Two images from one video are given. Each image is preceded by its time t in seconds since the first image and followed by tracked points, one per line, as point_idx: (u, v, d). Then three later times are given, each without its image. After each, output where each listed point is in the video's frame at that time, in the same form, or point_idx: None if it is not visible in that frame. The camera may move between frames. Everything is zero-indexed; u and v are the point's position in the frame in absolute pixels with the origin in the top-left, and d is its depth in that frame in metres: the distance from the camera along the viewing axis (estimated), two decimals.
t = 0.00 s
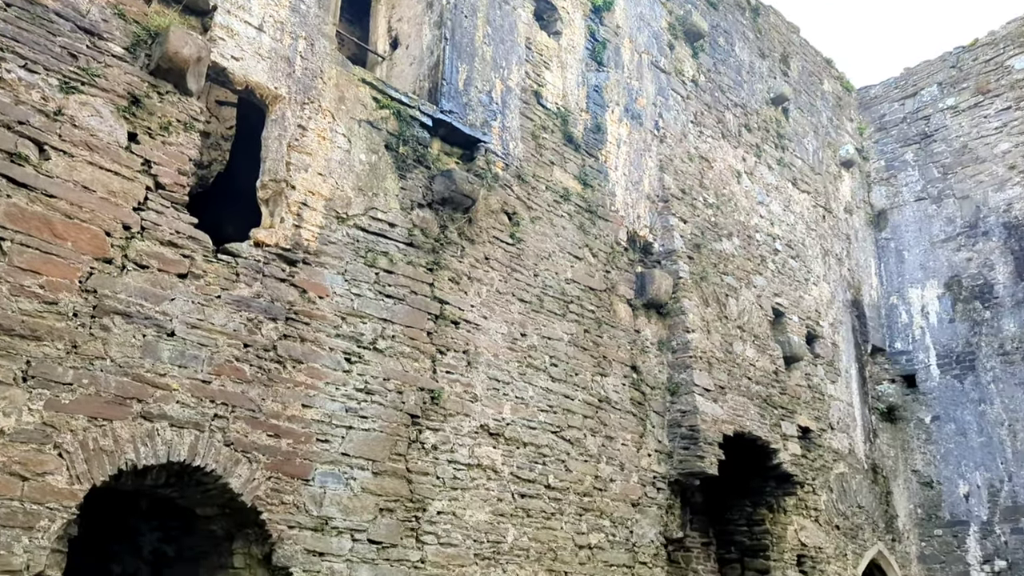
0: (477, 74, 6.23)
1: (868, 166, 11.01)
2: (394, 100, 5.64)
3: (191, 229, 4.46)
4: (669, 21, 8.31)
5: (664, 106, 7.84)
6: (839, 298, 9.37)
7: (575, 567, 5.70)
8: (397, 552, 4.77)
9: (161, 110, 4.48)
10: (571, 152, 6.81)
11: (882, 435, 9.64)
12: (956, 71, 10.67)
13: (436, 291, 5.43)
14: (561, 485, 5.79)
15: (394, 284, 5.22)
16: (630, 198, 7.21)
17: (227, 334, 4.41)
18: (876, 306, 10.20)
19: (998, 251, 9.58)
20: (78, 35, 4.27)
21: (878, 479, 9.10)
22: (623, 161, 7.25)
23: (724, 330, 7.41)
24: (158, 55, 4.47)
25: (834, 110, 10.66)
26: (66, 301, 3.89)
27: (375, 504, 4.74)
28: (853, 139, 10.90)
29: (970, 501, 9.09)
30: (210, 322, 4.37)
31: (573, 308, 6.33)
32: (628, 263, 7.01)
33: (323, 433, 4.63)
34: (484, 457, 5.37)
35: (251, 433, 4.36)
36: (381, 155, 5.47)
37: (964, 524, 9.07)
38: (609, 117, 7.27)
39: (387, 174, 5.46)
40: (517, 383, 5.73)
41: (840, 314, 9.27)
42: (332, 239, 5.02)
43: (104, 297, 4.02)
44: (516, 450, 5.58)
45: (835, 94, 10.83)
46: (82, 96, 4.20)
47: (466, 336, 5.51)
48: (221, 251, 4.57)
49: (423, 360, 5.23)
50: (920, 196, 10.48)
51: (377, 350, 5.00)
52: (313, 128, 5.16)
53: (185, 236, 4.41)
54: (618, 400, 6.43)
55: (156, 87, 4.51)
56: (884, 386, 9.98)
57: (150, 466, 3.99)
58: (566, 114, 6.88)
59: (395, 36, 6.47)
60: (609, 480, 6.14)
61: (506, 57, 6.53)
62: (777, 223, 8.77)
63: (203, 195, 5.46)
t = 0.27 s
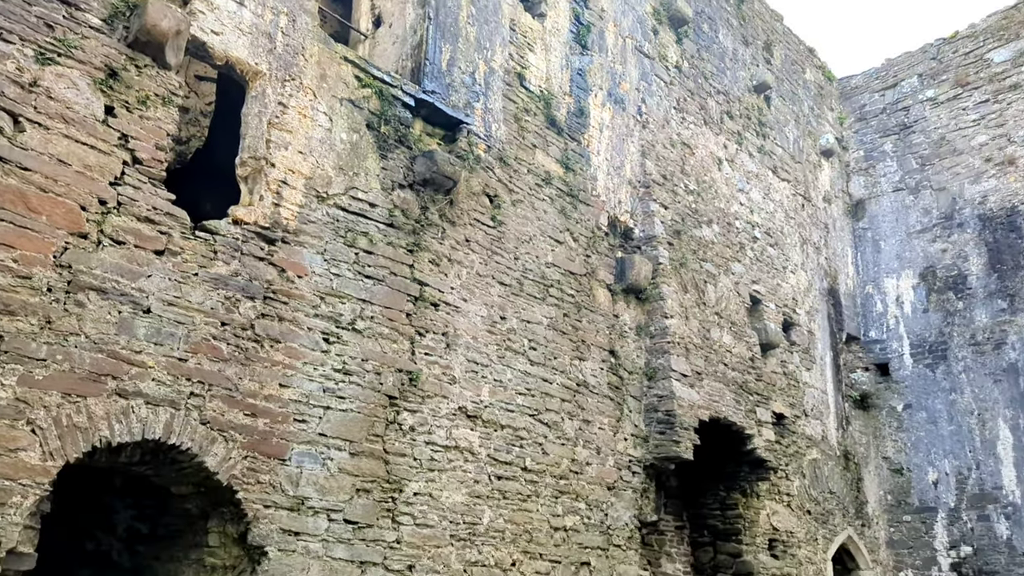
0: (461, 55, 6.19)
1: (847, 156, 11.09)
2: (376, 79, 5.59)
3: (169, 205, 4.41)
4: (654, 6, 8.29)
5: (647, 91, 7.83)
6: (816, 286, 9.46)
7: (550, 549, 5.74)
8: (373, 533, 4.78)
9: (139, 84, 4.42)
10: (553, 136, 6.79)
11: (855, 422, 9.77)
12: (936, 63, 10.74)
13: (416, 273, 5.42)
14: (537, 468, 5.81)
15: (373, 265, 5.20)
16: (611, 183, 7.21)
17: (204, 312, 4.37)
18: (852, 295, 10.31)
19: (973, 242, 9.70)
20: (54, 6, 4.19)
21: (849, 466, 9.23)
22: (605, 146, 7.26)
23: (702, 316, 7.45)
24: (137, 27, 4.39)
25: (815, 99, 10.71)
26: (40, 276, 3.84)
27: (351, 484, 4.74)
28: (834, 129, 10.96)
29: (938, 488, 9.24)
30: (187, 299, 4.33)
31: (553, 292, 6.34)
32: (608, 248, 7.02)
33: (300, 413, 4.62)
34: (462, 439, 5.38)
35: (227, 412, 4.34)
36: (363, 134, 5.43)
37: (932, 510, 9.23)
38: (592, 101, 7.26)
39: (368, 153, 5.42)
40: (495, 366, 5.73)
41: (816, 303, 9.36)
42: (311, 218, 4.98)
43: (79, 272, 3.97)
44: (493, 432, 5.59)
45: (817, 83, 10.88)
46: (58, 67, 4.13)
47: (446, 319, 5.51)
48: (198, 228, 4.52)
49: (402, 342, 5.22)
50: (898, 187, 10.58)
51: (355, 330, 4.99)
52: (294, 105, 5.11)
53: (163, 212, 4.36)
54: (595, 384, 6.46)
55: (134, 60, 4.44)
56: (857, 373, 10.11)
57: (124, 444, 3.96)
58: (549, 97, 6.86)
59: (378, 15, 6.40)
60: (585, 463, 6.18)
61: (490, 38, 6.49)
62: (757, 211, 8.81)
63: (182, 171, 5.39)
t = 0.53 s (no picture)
0: (447, 41, 6.16)
1: (830, 148, 11.15)
2: (361, 63, 5.55)
3: (150, 187, 4.37)
4: None
5: (633, 80, 7.82)
6: (797, 278, 9.52)
7: (530, 536, 5.76)
8: (353, 518, 4.78)
9: (120, 63, 4.36)
10: (539, 123, 6.78)
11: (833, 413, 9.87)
12: (919, 58, 10.80)
13: (399, 259, 5.40)
14: (518, 455, 5.83)
15: (356, 251, 5.18)
16: (596, 172, 7.21)
17: (185, 296, 4.34)
18: (832, 287, 10.39)
19: (952, 237, 9.79)
20: None
21: (827, 456, 9.33)
22: (590, 135, 7.25)
23: (684, 306, 7.49)
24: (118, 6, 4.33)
25: (800, 91, 10.75)
26: (18, 257, 3.79)
27: (332, 470, 4.74)
28: (818, 121, 11.01)
29: (913, 478, 9.35)
30: (168, 283, 4.29)
31: (536, 280, 6.34)
32: (591, 237, 7.03)
33: (281, 398, 4.60)
34: (443, 426, 5.39)
35: (207, 396, 4.31)
36: (347, 119, 5.39)
37: (907, 501, 9.35)
38: (578, 90, 7.25)
39: (352, 138, 5.38)
40: (478, 353, 5.74)
41: (797, 294, 9.42)
42: (294, 202, 4.95)
43: (58, 254, 3.93)
44: (475, 419, 5.60)
45: (801, 75, 10.92)
46: (37, 45, 4.07)
47: (429, 305, 5.50)
48: (180, 211, 4.48)
49: (384, 328, 5.20)
50: (880, 180, 10.65)
51: (337, 316, 4.97)
52: (278, 88, 5.06)
53: (144, 194, 4.32)
54: (577, 372, 6.48)
55: (116, 39, 4.38)
56: (836, 365, 10.20)
57: (103, 427, 3.93)
58: (535, 85, 6.84)
59: None
60: (566, 451, 6.20)
61: (476, 23, 6.45)
62: (740, 202, 8.85)
63: (163, 153, 5.34)
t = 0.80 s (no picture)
0: (433, 28, 6.12)
1: (814, 143, 11.21)
2: (346, 49, 5.51)
3: (131, 170, 4.32)
4: None
5: (619, 71, 7.81)
6: (778, 271, 9.58)
7: (510, 525, 5.78)
8: (333, 506, 4.77)
9: (101, 44, 4.30)
10: (524, 113, 6.76)
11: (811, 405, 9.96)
12: (903, 53, 10.86)
13: (382, 247, 5.38)
14: (500, 444, 5.84)
15: (340, 238, 5.15)
16: (581, 163, 7.21)
17: (165, 281, 4.30)
18: (813, 281, 10.47)
19: (932, 232, 9.88)
20: None
21: (805, 448, 9.42)
22: (575, 125, 7.25)
23: (666, 298, 7.52)
24: None
25: (784, 84, 10.79)
26: None
27: (313, 457, 4.72)
28: (802, 115, 11.06)
29: (890, 470, 9.46)
30: (148, 267, 4.25)
31: (519, 270, 6.34)
32: (575, 227, 7.04)
33: (262, 385, 4.58)
34: (425, 414, 5.39)
35: (187, 382, 4.28)
36: (331, 105, 5.36)
37: (883, 492, 9.46)
38: (564, 79, 7.24)
39: (336, 124, 5.35)
40: (460, 342, 5.73)
41: (779, 287, 9.48)
42: (277, 188, 4.92)
43: (36, 237, 3.88)
44: (457, 408, 5.60)
45: (786, 69, 10.95)
46: (16, 24, 4.00)
47: (411, 294, 5.49)
48: (160, 195, 4.44)
49: (366, 316, 5.19)
50: (862, 175, 10.72)
51: (319, 303, 4.95)
52: (262, 72, 5.01)
53: (124, 177, 4.27)
54: (560, 362, 6.49)
55: (96, 20, 4.32)
56: (816, 357, 10.29)
57: (81, 412, 3.90)
58: (521, 74, 6.82)
59: None
60: (547, 441, 6.22)
61: (463, 11, 6.41)
62: (724, 194, 8.88)
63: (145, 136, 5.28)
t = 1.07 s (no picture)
0: (420, 14, 6.08)
1: (799, 135, 11.25)
2: (332, 34, 5.47)
3: (113, 153, 4.27)
4: None
5: (606, 60, 7.79)
6: (762, 262, 9.62)
7: (492, 512, 5.80)
8: (316, 493, 4.76)
9: (83, 25, 4.25)
10: (511, 101, 6.74)
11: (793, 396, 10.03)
12: (888, 47, 10.90)
13: (367, 234, 5.35)
14: (483, 432, 5.85)
15: (324, 224, 5.12)
16: (567, 152, 7.20)
17: (147, 265, 4.27)
18: (797, 273, 10.53)
19: (914, 225, 9.95)
20: None
21: (786, 438, 9.49)
22: (562, 114, 7.23)
23: (651, 288, 7.54)
24: None
25: (771, 76, 10.81)
26: None
27: (295, 444, 4.71)
28: (787, 108, 11.10)
29: (869, 461, 9.56)
30: (130, 252, 4.22)
31: (505, 258, 6.33)
32: (561, 217, 7.03)
33: (245, 371, 4.55)
34: (409, 402, 5.38)
35: (169, 368, 4.26)
36: (317, 90, 5.32)
37: (861, 483, 9.56)
38: (551, 68, 7.21)
39: (321, 110, 5.31)
40: (444, 330, 5.73)
41: (762, 278, 9.53)
42: (261, 173, 4.88)
43: (16, 219, 3.84)
44: (440, 396, 5.60)
45: (773, 61, 10.97)
46: None
47: (396, 281, 5.47)
48: (143, 179, 4.40)
49: (350, 303, 5.17)
50: (846, 168, 10.78)
51: (303, 290, 4.92)
52: (247, 56, 4.96)
53: (106, 160, 4.23)
54: (544, 351, 6.50)
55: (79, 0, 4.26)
56: (798, 349, 10.36)
57: (61, 397, 3.87)
58: (508, 61, 6.79)
59: None
60: (530, 429, 6.23)
61: None
62: (709, 185, 8.90)
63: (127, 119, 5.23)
